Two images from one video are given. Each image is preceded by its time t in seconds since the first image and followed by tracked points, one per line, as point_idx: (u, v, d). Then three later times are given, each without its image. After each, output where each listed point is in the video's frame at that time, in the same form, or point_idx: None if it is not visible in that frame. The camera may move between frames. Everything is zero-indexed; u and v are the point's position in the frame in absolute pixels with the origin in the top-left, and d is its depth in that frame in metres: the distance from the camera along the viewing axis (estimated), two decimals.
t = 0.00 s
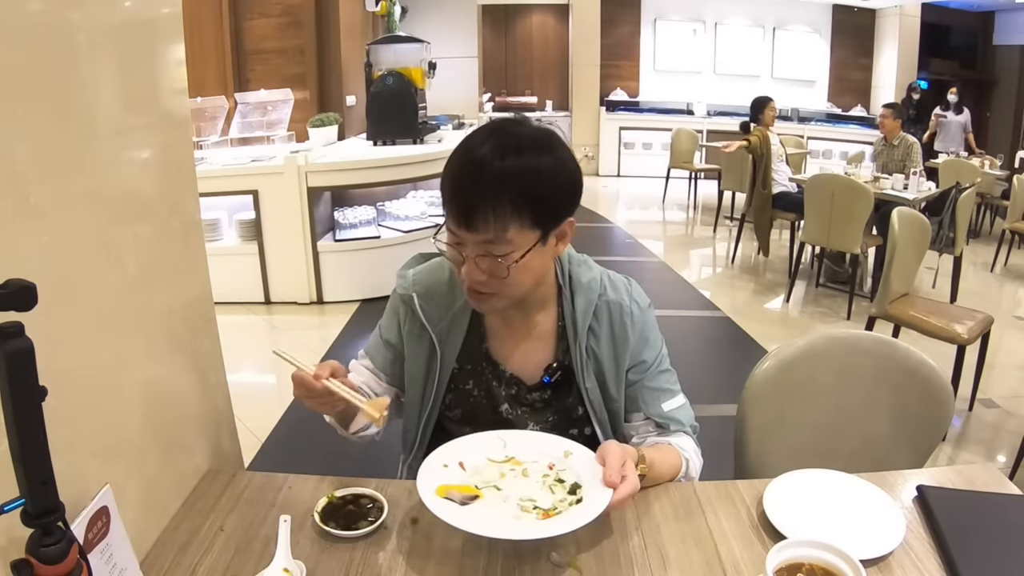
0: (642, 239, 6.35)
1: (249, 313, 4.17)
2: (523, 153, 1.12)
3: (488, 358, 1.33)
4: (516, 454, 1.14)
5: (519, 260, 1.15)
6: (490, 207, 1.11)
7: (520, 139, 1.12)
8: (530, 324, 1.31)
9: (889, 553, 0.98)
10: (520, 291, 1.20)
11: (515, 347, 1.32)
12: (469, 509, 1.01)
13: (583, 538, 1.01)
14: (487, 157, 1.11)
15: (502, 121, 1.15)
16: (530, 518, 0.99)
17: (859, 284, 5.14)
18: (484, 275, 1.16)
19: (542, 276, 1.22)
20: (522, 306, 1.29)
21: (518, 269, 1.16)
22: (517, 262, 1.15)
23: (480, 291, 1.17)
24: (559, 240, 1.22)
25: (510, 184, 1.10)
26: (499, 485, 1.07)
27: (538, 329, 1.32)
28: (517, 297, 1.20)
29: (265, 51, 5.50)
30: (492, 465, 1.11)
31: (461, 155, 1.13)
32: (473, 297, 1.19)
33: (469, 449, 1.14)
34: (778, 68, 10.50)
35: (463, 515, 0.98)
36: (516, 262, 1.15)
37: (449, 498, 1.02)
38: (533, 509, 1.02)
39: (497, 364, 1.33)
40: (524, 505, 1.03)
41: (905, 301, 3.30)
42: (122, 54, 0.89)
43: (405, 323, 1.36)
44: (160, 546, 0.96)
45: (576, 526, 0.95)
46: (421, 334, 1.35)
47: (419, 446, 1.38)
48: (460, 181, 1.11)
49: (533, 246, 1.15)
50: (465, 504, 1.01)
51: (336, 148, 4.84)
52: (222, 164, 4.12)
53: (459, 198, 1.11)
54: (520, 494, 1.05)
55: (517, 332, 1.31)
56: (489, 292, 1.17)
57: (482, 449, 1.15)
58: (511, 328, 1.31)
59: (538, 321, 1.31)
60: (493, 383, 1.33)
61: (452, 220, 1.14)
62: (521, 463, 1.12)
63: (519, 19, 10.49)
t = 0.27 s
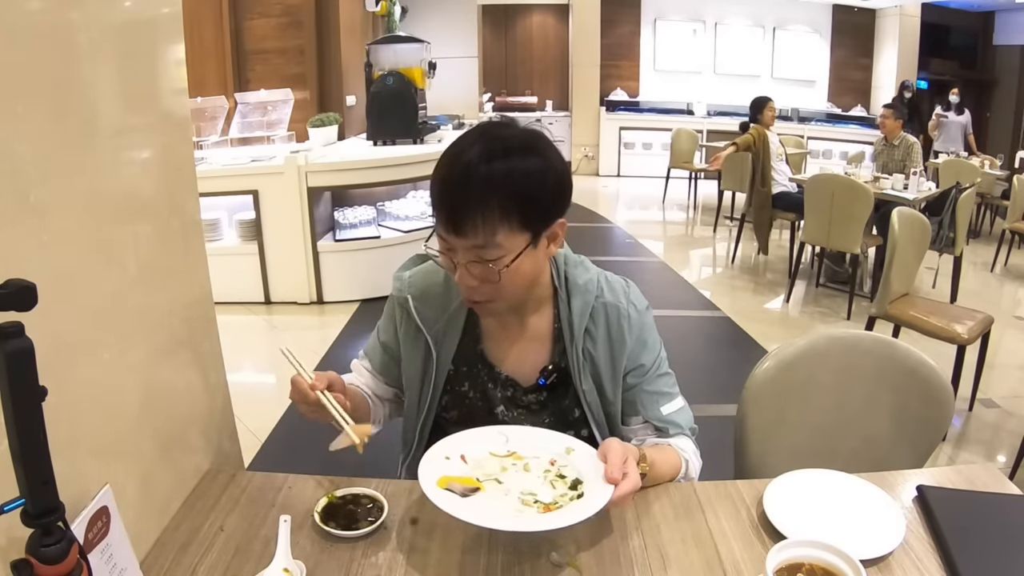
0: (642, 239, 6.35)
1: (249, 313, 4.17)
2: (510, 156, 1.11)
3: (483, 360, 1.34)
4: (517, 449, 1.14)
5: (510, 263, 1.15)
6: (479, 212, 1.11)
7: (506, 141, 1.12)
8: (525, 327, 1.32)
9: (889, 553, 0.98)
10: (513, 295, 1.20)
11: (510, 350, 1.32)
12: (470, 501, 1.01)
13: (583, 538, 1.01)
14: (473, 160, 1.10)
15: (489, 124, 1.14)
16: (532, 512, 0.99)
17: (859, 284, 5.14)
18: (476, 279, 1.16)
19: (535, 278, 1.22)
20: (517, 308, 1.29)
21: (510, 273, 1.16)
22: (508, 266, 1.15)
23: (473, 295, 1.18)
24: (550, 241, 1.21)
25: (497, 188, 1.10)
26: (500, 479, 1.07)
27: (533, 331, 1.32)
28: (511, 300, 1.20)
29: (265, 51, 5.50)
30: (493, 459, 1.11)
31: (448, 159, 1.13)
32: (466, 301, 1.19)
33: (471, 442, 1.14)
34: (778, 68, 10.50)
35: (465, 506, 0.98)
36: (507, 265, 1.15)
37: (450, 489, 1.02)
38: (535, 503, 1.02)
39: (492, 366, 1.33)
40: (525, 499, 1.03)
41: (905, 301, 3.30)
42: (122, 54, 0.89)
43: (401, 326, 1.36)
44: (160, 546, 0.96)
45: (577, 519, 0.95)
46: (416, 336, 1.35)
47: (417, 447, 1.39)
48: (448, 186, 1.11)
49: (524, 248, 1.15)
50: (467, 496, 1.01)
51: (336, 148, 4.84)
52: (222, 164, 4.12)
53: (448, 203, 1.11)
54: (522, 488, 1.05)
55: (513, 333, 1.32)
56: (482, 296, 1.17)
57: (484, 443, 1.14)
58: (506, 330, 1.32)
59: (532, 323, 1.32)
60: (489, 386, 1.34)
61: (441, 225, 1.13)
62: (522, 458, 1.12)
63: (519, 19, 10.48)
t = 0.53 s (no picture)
0: (642, 239, 6.35)
1: (249, 313, 4.17)
2: (508, 157, 1.11)
3: (483, 362, 1.34)
4: (517, 453, 1.14)
5: (509, 264, 1.15)
6: (478, 214, 1.10)
7: (504, 141, 1.12)
8: (525, 327, 1.31)
9: (889, 553, 0.98)
10: (511, 295, 1.20)
11: (511, 350, 1.32)
12: (471, 507, 1.01)
13: (583, 538, 1.01)
14: (471, 161, 1.10)
15: (486, 124, 1.14)
16: (531, 517, 0.99)
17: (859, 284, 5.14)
18: (475, 280, 1.16)
19: (533, 278, 1.22)
20: (516, 308, 1.29)
21: (508, 274, 1.16)
22: (506, 266, 1.15)
23: (471, 296, 1.18)
24: (548, 242, 1.21)
25: (496, 189, 1.10)
26: (500, 484, 1.07)
27: (533, 331, 1.32)
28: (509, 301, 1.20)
29: (266, 51, 5.50)
30: (493, 463, 1.11)
31: (447, 159, 1.13)
32: (465, 301, 1.19)
33: (471, 447, 1.15)
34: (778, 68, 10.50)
35: (465, 513, 0.98)
36: (505, 266, 1.15)
37: (450, 496, 1.02)
38: (535, 507, 1.02)
39: (491, 367, 1.33)
40: (525, 504, 1.03)
41: (906, 301, 3.30)
42: (122, 54, 0.89)
43: (401, 330, 1.36)
44: (160, 546, 0.96)
45: (580, 524, 0.95)
46: (417, 339, 1.35)
47: (419, 450, 1.39)
48: (446, 188, 1.11)
49: (522, 249, 1.15)
50: (467, 502, 1.01)
51: (336, 148, 4.84)
52: (222, 164, 4.13)
53: (446, 204, 1.11)
54: (522, 493, 1.05)
55: (513, 335, 1.32)
56: (480, 296, 1.18)
57: (483, 447, 1.15)
58: (506, 332, 1.32)
59: (532, 324, 1.32)
60: (489, 388, 1.34)
61: (440, 226, 1.13)
62: (523, 462, 1.12)
63: (519, 19, 10.47)
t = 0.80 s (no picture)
0: (642, 239, 6.35)
1: (249, 313, 4.17)
2: (508, 159, 1.11)
3: (482, 361, 1.34)
4: (517, 453, 1.14)
5: (509, 267, 1.15)
6: (478, 218, 1.10)
7: (504, 144, 1.12)
8: (524, 327, 1.31)
9: (889, 553, 0.98)
10: (511, 298, 1.21)
11: (510, 350, 1.32)
12: (470, 508, 1.01)
13: (583, 538, 1.01)
14: (471, 164, 1.10)
15: (486, 126, 1.14)
16: (530, 518, 0.99)
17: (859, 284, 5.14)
18: (475, 283, 1.16)
19: (533, 281, 1.22)
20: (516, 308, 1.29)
21: (508, 277, 1.16)
22: (505, 270, 1.15)
23: (470, 298, 1.18)
24: (548, 244, 1.22)
25: (496, 193, 1.10)
26: (499, 484, 1.07)
27: (532, 330, 1.32)
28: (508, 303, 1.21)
29: (266, 51, 5.50)
30: (492, 464, 1.12)
31: (446, 161, 1.13)
32: (465, 304, 1.20)
33: (471, 446, 1.15)
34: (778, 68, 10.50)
35: (463, 513, 0.98)
36: (505, 270, 1.15)
37: (449, 496, 1.02)
38: (534, 508, 1.02)
39: (491, 367, 1.33)
40: (524, 505, 1.03)
41: (906, 301, 3.30)
42: (122, 54, 0.89)
43: (401, 330, 1.36)
44: (160, 546, 0.96)
45: (579, 525, 0.95)
46: (415, 339, 1.35)
47: (419, 450, 1.39)
48: (445, 191, 1.11)
49: (522, 252, 1.15)
50: (465, 503, 1.01)
51: (335, 148, 4.84)
52: (222, 164, 4.13)
53: (446, 207, 1.11)
54: (521, 493, 1.05)
55: (513, 334, 1.31)
56: (480, 299, 1.18)
57: (483, 447, 1.15)
58: (506, 332, 1.31)
59: (531, 323, 1.31)
60: (488, 387, 1.34)
61: (439, 230, 1.13)
62: (522, 462, 1.12)
63: (519, 19, 10.46)
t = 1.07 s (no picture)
0: (642, 239, 6.35)
1: (249, 313, 4.17)
2: (508, 159, 1.11)
3: (481, 360, 1.34)
4: (516, 454, 1.14)
5: (509, 267, 1.15)
6: (478, 217, 1.11)
7: (503, 143, 1.12)
8: (524, 326, 1.31)
9: (889, 553, 0.99)
10: (511, 298, 1.21)
11: (510, 349, 1.32)
12: (470, 509, 1.01)
13: (583, 538, 1.01)
14: (471, 163, 1.10)
15: (485, 126, 1.14)
16: (530, 519, 0.99)
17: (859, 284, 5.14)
18: (475, 283, 1.16)
19: (533, 281, 1.22)
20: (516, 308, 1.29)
21: (509, 277, 1.16)
22: (505, 270, 1.15)
23: (470, 298, 1.18)
24: (548, 244, 1.22)
25: (496, 192, 1.10)
26: (499, 485, 1.07)
27: (532, 330, 1.32)
28: (508, 303, 1.21)
29: (266, 51, 5.50)
30: (493, 464, 1.12)
31: (446, 161, 1.13)
32: (465, 304, 1.20)
33: (470, 447, 1.15)
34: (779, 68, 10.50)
35: (463, 514, 0.98)
36: (505, 270, 1.15)
37: (449, 498, 1.02)
38: (534, 510, 1.02)
39: (490, 366, 1.33)
40: (524, 506, 1.03)
41: (906, 301, 3.30)
42: (122, 53, 0.89)
43: (400, 330, 1.36)
44: (160, 547, 0.96)
45: (579, 526, 0.95)
46: (414, 338, 1.35)
47: (419, 450, 1.39)
48: (446, 191, 1.11)
49: (522, 252, 1.15)
50: (466, 504, 1.01)
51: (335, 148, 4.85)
52: (222, 164, 4.13)
53: (446, 206, 1.11)
54: (521, 494, 1.05)
55: (512, 334, 1.31)
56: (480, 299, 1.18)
57: (483, 448, 1.15)
58: (505, 332, 1.31)
59: (531, 323, 1.31)
60: (487, 387, 1.34)
61: (440, 230, 1.13)
62: (522, 463, 1.12)
63: (519, 19, 10.46)
